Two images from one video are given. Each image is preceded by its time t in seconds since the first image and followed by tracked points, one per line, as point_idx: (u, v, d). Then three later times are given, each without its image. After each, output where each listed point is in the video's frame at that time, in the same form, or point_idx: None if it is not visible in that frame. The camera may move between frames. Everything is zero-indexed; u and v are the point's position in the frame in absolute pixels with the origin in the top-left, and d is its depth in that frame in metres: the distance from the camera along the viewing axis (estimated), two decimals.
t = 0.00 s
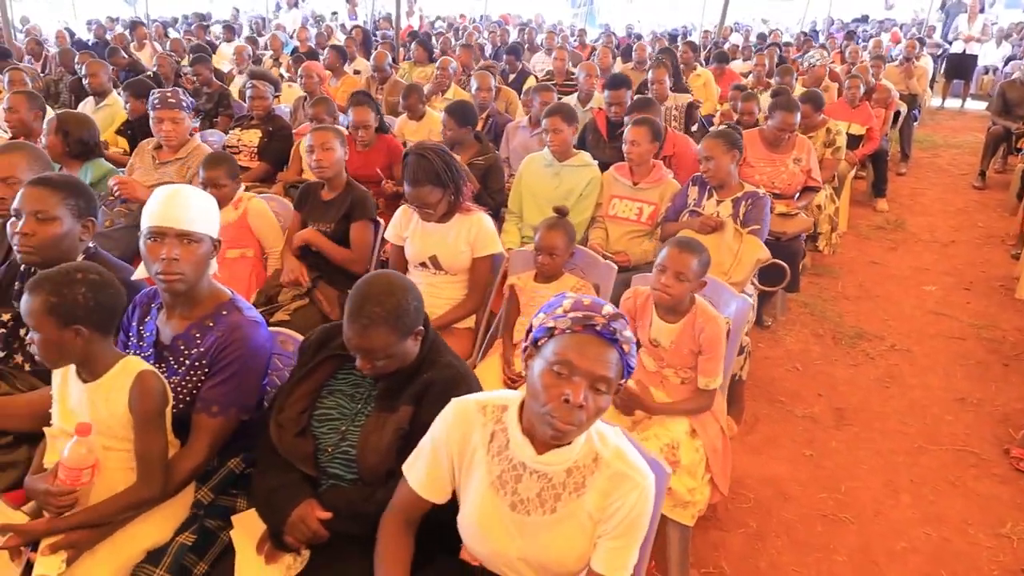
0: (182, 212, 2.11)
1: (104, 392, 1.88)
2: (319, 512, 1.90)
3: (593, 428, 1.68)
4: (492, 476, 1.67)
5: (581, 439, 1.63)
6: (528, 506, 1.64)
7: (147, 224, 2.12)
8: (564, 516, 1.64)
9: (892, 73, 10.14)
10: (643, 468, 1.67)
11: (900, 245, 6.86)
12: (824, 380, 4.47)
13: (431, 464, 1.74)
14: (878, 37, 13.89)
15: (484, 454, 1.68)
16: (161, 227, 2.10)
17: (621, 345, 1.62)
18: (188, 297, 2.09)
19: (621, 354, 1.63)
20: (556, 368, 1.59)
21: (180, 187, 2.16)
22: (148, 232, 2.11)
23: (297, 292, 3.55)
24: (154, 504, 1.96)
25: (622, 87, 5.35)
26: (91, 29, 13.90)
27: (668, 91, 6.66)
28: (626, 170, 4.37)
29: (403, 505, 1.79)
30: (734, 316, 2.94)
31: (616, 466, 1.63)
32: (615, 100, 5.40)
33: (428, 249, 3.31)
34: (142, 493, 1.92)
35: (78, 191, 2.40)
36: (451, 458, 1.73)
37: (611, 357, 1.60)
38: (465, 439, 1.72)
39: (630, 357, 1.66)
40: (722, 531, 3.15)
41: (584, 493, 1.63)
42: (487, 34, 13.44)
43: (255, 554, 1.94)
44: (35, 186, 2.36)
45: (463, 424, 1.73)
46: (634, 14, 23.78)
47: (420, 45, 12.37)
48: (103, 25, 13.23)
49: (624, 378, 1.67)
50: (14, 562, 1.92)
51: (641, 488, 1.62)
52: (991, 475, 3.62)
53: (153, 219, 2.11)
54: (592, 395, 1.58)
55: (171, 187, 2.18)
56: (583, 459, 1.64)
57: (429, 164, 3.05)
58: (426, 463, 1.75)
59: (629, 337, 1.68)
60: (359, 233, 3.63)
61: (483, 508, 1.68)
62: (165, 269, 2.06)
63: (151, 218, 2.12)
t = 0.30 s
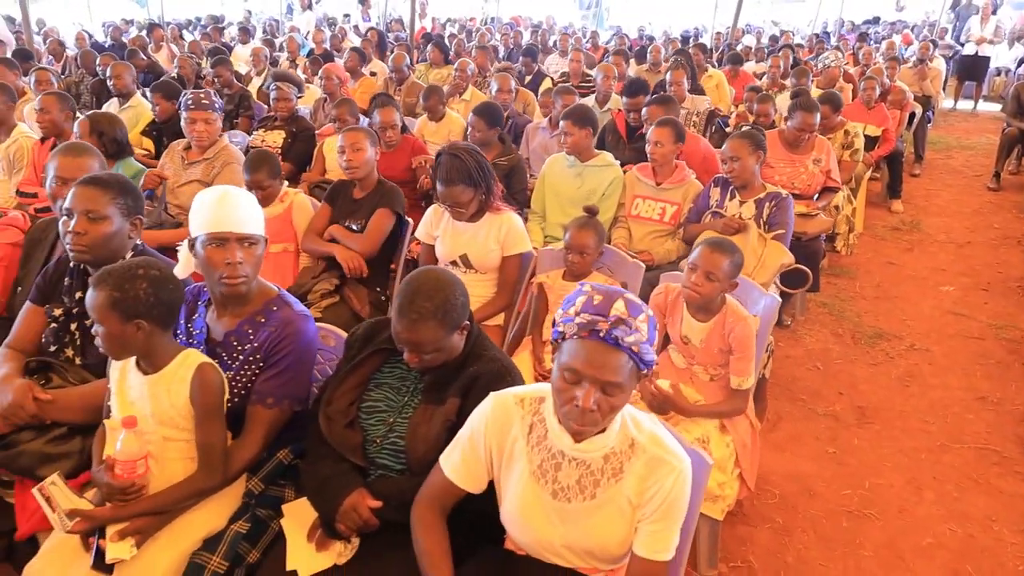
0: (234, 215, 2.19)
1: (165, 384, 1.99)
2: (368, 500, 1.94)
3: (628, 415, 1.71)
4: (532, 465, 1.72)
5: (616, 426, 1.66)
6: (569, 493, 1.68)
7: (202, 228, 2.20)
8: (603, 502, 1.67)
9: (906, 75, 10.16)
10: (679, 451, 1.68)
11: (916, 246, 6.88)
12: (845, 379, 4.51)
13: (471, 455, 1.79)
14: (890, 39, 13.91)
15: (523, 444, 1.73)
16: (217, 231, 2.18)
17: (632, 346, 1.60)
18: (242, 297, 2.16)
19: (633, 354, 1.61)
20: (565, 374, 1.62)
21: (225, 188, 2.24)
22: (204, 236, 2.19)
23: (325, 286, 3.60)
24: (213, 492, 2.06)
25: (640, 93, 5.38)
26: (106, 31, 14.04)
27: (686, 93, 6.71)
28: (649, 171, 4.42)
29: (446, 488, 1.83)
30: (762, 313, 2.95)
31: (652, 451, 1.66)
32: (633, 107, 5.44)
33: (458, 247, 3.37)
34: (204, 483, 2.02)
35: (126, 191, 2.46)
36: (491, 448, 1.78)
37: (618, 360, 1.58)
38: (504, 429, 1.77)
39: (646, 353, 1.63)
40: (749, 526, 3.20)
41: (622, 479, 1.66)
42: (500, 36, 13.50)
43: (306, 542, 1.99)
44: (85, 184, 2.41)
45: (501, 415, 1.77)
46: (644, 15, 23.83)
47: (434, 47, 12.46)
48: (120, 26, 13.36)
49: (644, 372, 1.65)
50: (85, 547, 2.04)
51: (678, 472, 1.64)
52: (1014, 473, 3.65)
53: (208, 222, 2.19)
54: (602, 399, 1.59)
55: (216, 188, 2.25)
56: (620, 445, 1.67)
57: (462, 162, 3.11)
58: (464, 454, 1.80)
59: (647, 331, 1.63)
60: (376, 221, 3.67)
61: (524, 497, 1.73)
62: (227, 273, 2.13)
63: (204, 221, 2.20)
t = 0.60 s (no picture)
0: (269, 217, 2.25)
1: (205, 376, 2.07)
2: (401, 490, 1.99)
3: (649, 406, 1.73)
4: (557, 456, 1.76)
5: (635, 417, 1.68)
6: (592, 484, 1.72)
7: (238, 231, 2.25)
8: (625, 492, 1.70)
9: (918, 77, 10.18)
10: (700, 442, 1.69)
11: (929, 247, 6.90)
12: (860, 379, 4.54)
13: (496, 447, 1.85)
14: (901, 41, 13.92)
15: (548, 436, 1.77)
16: (252, 234, 2.23)
17: (614, 365, 1.54)
18: (277, 297, 2.23)
19: (615, 371, 1.54)
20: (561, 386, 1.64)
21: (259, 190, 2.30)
22: (239, 238, 2.24)
23: (347, 284, 3.66)
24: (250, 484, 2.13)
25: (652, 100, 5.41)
26: (121, 33, 14.20)
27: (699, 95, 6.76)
28: (665, 171, 4.46)
29: (474, 480, 1.87)
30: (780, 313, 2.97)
31: (671, 441, 1.67)
32: (646, 113, 5.48)
33: (479, 247, 3.43)
34: (241, 474, 2.09)
35: (161, 191, 2.53)
36: (517, 439, 1.83)
37: (601, 381, 1.55)
38: (528, 421, 1.82)
39: (636, 364, 1.55)
40: (766, 522, 3.24)
41: (643, 469, 1.68)
42: (511, 38, 13.56)
43: (339, 532, 2.04)
44: (122, 184, 2.47)
45: (526, 408, 1.82)
46: (653, 17, 23.89)
47: (446, 49, 12.56)
48: (134, 29, 13.51)
49: (642, 376, 1.58)
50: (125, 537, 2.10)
51: (697, 462, 1.65)
52: None
53: (243, 224, 2.24)
54: (597, 412, 1.59)
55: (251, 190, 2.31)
56: (640, 436, 1.68)
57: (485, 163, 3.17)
58: (490, 446, 1.85)
59: (632, 342, 1.54)
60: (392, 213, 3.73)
61: (550, 487, 1.78)
62: (264, 275, 2.19)
63: (238, 222, 2.26)
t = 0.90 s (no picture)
0: (290, 216, 2.29)
1: (228, 370, 2.10)
2: (422, 484, 2.03)
3: (668, 400, 1.75)
4: (579, 452, 1.79)
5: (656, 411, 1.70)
6: (613, 478, 1.75)
7: (262, 231, 2.29)
8: (646, 484, 1.72)
9: (929, 77, 10.18)
10: (719, 434, 1.71)
11: (940, 247, 6.90)
12: (872, 378, 4.55)
13: (518, 442, 1.88)
14: (912, 41, 13.89)
15: (569, 432, 1.81)
16: (275, 234, 2.27)
17: (608, 356, 1.55)
18: (300, 296, 2.27)
19: (610, 363, 1.56)
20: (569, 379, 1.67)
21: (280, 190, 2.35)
22: (263, 239, 2.29)
23: (364, 284, 3.69)
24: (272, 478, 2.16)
25: (661, 101, 5.46)
26: (132, 35, 14.34)
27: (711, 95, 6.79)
28: (677, 171, 4.49)
29: (495, 478, 1.90)
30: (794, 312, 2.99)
31: (691, 434, 1.70)
32: (655, 114, 5.53)
33: (494, 246, 3.47)
34: (263, 469, 2.12)
35: (184, 190, 2.58)
36: (539, 435, 1.86)
37: (596, 371, 1.57)
38: (550, 417, 1.85)
39: (632, 357, 1.56)
40: (780, 519, 3.26)
41: (664, 462, 1.70)
42: (521, 38, 13.59)
43: (361, 526, 2.07)
44: (146, 183, 2.52)
45: (547, 404, 1.85)
46: (662, 17, 23.90)
47: (456, 51, 12.62)
48: (146, 30, 13.64)
49: (643, 369, 1.58)
50: (148, 531, 2.12)
51: (717, 454, 1.67)
52: None
53: (265, 224, 2.29)
54: (600, 404, 1.61)
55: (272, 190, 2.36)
56: (661, 429, 1.71)
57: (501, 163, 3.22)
58: (512, 441, 1.88)
59: (626, 336, 1.55)
60: (417, 229, 3.78)
61: (572, 482, 1.81)
62: (288, 275, 2.23)
63: (261, 222, 2.31)
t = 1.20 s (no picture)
0: (309, 211, 2.36)
1: (253, 361, 2.17)
2: (437, 468, 2.09)
3: (678, 386, 1.80)
4: (591, 436, 1.85)
5: (665, 397, 1.75)
6: (625, 461, 1.81)
7: (283, 225, 2.36)
8: (657, 468, 1.78)
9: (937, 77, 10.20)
10: (728, 420, 1.76)
11: (948, 246, 6.93)
12: (878, 374, 4.60)
13: (531, 427, 1.95)
14: (921, 41, 13.90)
15: (582, 417, 1.87)
16: (295, 228, 2.35)
17: (585, 338, 1.60)
18: (319, 288, 2.35)
19: (587, 344, 1.60)
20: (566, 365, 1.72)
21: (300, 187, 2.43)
22: (283, 233, 2.36)
23: (379, 280, 3.78)
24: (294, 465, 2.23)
25: (667, 101, 5.55)
26: (144, 37, 14.47)
27: (719, 96, 6.84)
28: (686, 170, 4.55)
29: (504, 454, 1.97)
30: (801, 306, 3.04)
31: (700, 419, 1.75)
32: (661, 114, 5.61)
33: (505, 242, 3.54)
34: (286, 456, 2.20)
35: (203, 185, 2.62)
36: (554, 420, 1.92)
37: (575, 353, 1.61)
38: (563, 402, 1.92)
39: (608, 339, 1.59)
40: (787, 510, 3.31)
41: (673, 446, 1.75)
42: (529, 40, 13.66)
43: (380, 509, 2.14)
44: (168, 180, 2.57)
45: (561, 390, 1.91)
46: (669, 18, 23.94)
47: (464, 52, 12.71)
48: (157, 32, 13.76)
49: (626, 351, 1.60)
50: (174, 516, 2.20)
51: (725, 439, 1.72)
52: None
53: (285, 218, 2.36)
54: (590, 386, 1.65)
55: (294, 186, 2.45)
56: (670, 414, 1.76)
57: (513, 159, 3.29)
58: (525, 425, 1.95)
59: (602, 317, 1.59)
60: (431, 225, 3.87)
61: (585, 465, 1.88)
62: (306, 268, 2.30)
63: (281, 216, 2.38)
